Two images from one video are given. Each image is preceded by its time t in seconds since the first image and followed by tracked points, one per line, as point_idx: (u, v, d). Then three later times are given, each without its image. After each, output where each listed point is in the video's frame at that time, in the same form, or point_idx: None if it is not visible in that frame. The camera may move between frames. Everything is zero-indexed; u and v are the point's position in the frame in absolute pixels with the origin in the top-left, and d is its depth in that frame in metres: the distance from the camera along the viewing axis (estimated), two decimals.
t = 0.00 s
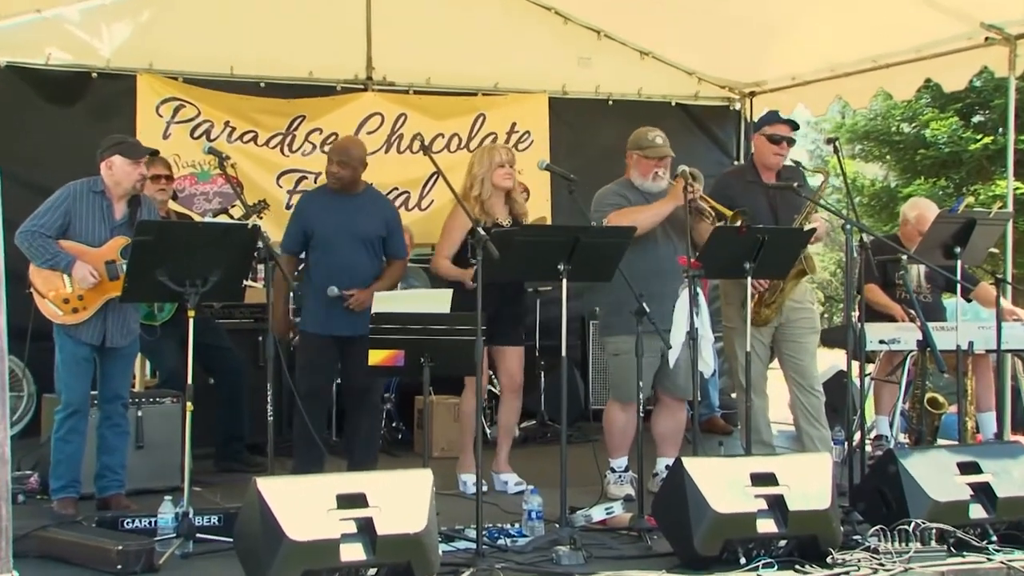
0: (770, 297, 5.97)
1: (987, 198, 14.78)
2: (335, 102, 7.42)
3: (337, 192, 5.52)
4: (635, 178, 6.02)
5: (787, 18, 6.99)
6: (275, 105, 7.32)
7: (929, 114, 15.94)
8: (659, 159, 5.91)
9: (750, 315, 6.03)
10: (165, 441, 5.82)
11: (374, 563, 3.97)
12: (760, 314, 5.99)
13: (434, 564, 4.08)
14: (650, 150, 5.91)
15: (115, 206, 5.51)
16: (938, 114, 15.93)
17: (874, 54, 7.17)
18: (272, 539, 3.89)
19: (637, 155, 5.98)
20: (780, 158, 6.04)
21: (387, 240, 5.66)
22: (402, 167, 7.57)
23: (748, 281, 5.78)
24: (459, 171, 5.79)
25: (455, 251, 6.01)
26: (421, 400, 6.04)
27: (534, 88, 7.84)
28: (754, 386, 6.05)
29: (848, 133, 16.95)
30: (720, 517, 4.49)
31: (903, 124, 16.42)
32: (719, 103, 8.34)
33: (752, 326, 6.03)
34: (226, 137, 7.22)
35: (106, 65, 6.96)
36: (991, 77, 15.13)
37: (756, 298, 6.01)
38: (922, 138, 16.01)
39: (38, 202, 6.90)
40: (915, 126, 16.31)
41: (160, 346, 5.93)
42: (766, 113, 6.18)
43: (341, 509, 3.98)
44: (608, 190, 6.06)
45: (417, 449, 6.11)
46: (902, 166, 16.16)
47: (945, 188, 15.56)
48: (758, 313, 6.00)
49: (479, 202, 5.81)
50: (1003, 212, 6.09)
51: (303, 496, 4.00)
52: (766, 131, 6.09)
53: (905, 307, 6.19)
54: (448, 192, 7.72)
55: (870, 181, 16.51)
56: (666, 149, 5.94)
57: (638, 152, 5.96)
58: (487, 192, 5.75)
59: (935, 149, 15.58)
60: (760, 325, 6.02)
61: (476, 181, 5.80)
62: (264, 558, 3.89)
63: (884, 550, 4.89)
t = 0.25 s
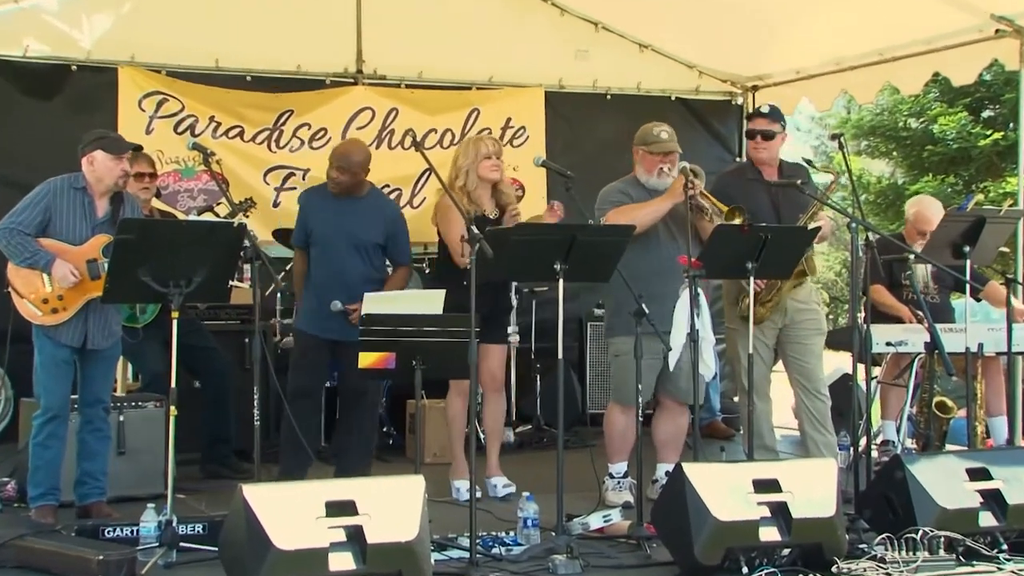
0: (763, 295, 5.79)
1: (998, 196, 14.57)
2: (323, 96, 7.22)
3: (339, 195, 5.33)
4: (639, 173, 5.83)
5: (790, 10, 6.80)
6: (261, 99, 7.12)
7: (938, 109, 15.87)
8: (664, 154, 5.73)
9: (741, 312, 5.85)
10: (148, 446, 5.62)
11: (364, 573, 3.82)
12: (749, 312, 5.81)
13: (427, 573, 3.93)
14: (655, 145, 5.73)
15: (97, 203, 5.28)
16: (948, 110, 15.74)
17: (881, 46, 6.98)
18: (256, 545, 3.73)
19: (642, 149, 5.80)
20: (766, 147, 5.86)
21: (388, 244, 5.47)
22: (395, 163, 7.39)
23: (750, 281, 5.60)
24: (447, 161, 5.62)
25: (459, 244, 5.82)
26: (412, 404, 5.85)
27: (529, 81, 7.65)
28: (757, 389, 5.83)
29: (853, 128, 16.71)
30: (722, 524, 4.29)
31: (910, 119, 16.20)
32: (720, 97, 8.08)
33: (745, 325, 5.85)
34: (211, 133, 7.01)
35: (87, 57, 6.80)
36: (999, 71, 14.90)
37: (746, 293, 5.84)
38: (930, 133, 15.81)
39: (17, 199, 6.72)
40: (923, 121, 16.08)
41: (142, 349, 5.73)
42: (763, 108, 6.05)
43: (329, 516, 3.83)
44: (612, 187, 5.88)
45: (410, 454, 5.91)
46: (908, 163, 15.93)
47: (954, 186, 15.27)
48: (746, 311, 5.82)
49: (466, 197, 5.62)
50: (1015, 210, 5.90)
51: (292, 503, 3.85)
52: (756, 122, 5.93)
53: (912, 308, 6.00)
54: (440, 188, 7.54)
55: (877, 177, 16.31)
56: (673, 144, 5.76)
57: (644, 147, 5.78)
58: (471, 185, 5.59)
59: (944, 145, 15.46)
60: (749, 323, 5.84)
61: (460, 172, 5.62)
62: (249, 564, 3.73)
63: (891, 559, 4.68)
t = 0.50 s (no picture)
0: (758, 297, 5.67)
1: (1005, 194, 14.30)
2: (311, 91, 7.06)
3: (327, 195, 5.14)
4: (641, 170, 5.66)
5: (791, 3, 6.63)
6: (246, 94, 6.96)
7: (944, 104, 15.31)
8: (667, 151, 5.56)
9: (739, 314, 5.70)
10: (128, 453, 5.44)
11: None
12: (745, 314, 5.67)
13: None
14: (658, 142, 5.56)
15: (76, 200, 5.05)
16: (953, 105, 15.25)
17: (884, 40, 6.81)
18: (240, 557, 3.57)
19: (645, 146, 5.63)
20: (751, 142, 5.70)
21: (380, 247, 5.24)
22: (384, 161, 7.23)
23: (750, 281, 5.44)
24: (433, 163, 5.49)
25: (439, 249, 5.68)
26: (402, 409, 5.67)
27: (523, 76, 7.47)
28: (758, 393, 5.65)
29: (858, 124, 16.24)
30: (722, 533, 4.11)
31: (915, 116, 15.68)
32: (719, 92, 7.90)
33: (744, 327, 5.70)
34: (194, 128, 6.84)
35: (63, 50, 6.57)
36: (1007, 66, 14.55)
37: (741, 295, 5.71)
38: (937, 129, 15.23)
39: None
40: (929, 117, 15.54)
41: (122, 352, 5.55)
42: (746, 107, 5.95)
43: (315, 525, 3.66)
44: (612, 184, 5.70)
45: (399, 461, 5.73)
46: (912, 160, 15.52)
47: (959, 184, 14.85)
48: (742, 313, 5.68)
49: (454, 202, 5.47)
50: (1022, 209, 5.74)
51: (275, 519, 3.66)
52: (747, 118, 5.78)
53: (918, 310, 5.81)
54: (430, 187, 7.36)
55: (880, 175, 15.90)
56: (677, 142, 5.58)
57: (646, 144, 5.61)
58: (457, 188, 5.45)
59: (951, 141, 14.93)
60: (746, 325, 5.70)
61: (448, 176, 5.49)
62: None
63: (896, 568, 4.50)
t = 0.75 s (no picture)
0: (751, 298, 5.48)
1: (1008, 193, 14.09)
2: (294, 85, 6.87)
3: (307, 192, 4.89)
4: (636, 167, 5.47)
5: None
6: (227, 88, 6.77)
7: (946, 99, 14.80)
8: (666, 150, 5.37)
9: (735, 316, 5.50)
10: (104, 460, 5.25)
11: None
12: (741, 316, 5.47)
13: None
14: (656, 140, 5.37)
15: (49, 188, 4.82)
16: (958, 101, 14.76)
17: (888, 34, 6.63)
18: (219, 568, 3.39)
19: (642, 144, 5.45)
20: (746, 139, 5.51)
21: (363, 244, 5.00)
22: (371, 157, 7.04)
23: (750, 283, 5.26)
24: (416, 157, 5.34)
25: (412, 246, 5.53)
26: (389, 415, 5.48)
27: (514, 71, 7.29)
28: (757, 398, 5.46)
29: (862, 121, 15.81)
30: (720, 543, 3.92)
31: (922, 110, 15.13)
32: (718, 87, 7.73)
33: (740, 329, 5.51)
34: (172, 123, 6.67)
35: (37, 43, 6.38)
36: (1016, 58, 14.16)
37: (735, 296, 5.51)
38: (942, 125, 14.75)
39: None
40: (934, 112, 15.02)
41: (99, 355, 5.37)
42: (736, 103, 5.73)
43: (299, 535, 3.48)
44: (608, 181, 5.51)
45: (386, 469, 5.54)
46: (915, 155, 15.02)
47: (965, 182, 14.27)
48: (736, 316, 5.49)
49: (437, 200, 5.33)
50: None
51: (254, 533, 3.46)
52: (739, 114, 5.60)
53: (922, 312, 5.62)
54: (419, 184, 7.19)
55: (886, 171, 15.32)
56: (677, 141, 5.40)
57: (644, 141, 5.42)
58: (444, 182, 5.28)
59: (957, 137, 14.37)
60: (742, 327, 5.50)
61: (432, 170, 5.36)
62: None
63: None
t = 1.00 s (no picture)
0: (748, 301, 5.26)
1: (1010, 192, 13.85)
2: (274, 78, 6.65)
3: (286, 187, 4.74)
4: (626, 163, 5.26)
5: None
6: (203, 81, 6.54)
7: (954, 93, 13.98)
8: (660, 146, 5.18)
9: (731, 319, 5.29)
10: (76, 469, 5.03)
11: None
12: (737, 319, 5.26)
13: None
14: (650, 136, 5.17)
15: (16, 178, 4.59)
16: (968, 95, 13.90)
17: (892, 26, 6.44)
18: None
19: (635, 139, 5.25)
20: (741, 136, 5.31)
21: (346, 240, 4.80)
22: (355, 153, 6.84)
23: (748, 284, 5.05)
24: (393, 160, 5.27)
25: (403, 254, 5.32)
26: (372, 422, 5.27)
27: (502, 63, 7.08)
28: (755, 404, 5.25)
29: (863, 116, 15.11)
30: (716, 553, 3.76)
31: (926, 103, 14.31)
32: (715, 80, 7.50)
33: (737, 332, 5.30)
34: (146, 118, 6.44)
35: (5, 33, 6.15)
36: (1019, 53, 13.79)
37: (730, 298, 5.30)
38: (948, 119, 13.95)
39: None
40: (938, 107, 14.18)
41: (69, 360, 5.15)
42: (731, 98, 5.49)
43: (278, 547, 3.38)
44: (599, 177, 5.30)
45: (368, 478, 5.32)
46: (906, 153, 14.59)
47: (972, 179, 13.51)
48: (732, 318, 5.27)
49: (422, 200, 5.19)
50: None
51: (237, 547, 3.36)
52: (732, 109, 5.39)
53: (927, 315, 5.42)
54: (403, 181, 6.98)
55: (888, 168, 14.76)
56: (670, 138, 5.21)
57: (636, 136, 5.22)
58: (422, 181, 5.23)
59: (963, 133, 13.61)
60: (739, 330, 5.29)
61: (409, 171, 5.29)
62: None
63: None
